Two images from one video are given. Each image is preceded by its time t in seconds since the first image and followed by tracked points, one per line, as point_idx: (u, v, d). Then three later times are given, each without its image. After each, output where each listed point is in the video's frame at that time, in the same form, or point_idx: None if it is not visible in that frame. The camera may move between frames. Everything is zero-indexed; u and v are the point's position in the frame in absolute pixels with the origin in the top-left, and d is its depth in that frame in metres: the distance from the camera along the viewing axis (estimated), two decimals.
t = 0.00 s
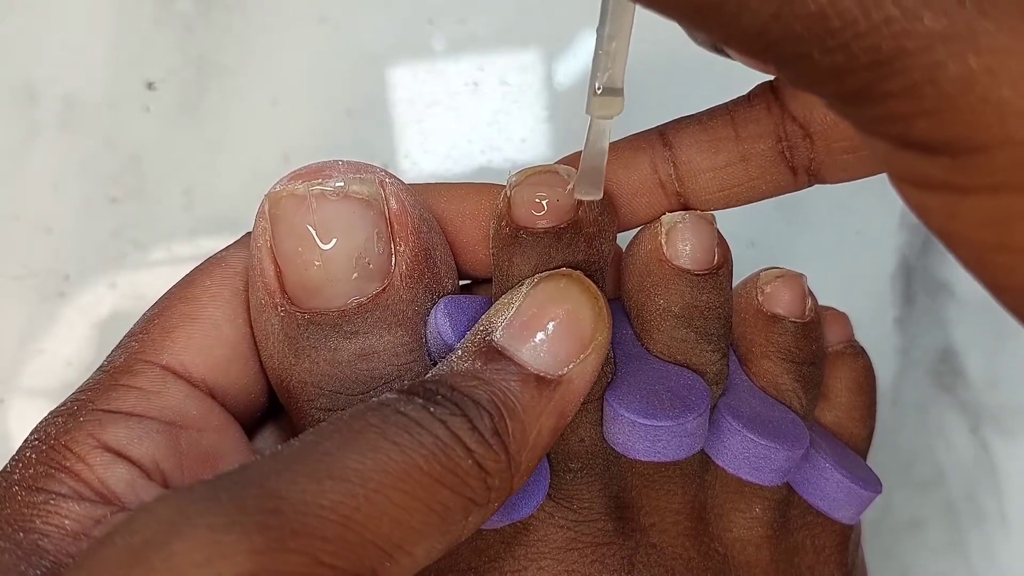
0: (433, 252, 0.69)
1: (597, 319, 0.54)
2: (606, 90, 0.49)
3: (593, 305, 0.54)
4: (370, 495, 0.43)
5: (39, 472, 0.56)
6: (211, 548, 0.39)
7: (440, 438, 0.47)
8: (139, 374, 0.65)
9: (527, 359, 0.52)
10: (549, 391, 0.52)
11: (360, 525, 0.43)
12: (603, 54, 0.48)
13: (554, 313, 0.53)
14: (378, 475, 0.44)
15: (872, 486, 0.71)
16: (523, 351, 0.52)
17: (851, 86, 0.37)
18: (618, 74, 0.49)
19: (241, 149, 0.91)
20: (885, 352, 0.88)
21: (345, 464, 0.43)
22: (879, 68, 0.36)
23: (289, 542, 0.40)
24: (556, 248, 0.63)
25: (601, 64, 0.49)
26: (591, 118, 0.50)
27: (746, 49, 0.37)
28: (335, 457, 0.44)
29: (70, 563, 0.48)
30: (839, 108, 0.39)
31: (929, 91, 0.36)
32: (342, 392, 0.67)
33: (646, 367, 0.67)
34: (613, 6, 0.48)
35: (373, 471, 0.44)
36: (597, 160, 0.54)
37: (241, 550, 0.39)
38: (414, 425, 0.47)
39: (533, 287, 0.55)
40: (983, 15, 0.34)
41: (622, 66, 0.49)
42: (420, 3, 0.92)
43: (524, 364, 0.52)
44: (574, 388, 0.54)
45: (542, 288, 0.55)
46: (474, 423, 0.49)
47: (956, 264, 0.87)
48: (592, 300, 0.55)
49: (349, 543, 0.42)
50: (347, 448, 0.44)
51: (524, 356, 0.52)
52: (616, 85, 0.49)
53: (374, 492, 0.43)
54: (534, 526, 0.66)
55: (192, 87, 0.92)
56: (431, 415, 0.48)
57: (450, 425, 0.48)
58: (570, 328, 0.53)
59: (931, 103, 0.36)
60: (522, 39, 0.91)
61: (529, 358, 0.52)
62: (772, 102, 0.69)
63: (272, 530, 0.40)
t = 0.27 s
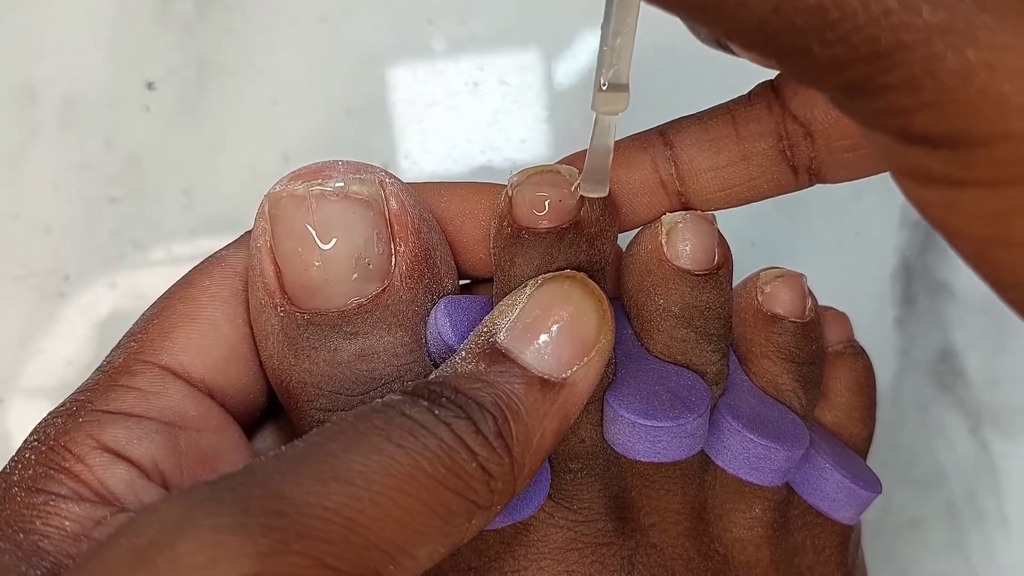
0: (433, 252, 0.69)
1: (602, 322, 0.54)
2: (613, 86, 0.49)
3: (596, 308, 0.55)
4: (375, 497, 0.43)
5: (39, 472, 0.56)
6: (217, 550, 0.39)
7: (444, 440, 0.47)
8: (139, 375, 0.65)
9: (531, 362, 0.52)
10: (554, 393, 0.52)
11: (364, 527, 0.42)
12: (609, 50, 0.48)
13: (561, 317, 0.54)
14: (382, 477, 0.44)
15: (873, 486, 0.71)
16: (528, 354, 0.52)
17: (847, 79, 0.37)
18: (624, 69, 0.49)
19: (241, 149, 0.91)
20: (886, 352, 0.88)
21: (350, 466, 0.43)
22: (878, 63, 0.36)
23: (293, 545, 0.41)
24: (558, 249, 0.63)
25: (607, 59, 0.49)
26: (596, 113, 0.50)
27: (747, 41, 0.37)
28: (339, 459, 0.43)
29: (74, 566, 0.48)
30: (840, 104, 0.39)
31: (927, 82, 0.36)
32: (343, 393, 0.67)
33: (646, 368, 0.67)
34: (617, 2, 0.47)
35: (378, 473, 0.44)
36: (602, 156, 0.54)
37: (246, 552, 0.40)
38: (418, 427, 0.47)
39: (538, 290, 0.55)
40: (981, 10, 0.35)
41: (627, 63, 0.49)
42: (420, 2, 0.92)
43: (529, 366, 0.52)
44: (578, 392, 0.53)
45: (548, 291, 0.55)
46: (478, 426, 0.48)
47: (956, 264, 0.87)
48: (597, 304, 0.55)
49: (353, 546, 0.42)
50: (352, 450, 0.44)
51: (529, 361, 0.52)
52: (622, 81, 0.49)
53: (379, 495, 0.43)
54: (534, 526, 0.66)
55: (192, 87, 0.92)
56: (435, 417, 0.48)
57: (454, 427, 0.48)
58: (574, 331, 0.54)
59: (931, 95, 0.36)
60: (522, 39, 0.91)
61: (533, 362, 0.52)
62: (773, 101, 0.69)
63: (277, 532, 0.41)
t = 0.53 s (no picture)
0: (433, 251, 0.69)
1: (603, 323, 0.54)
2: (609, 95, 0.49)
3: (599, 309, 0.55)
4: (379, 498, 0.43)
5: (38, 471, 0.56)
6: (223, 551, 0.39)
7: (447, 441, 0.47)
8: (138, 373, 0.65)
9: (533, 363, 0.52)
10: (557, 393, 0.52)
11: (368, 528, 0.42)
12: (605, 59, 0.49)
13: (560, 316, 0.54)
14: (385, 477, 0.44)
15: (872, 486, 0.71)
16: (530, 354, 0.52)
17: (844, 82, 0.37)
18: (619, 79, 0.49)
19: (240, 149, 0.91)
20: (885, 352, 0.88)
21: (354, 466, 0.43)
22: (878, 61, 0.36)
23: (298, 546, 0.40)
24: (559, 249, 0.63)
25: (603, 67, 0.49)
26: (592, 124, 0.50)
27: (743, 48, 0.37)
28: (343, 459, 0.43)
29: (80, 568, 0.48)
30: (836, 106, 0.40)
31: (922, 84, 0.36)
32: (342, 393, 0.67)
33: (645, 367, 0.67)
34: (613, 9, 0.48)
35: (382, 474, 0.44)
36: (599, 163, 0.54)
37: (251, 553, 0.39)
38: (421, 427, 0.47)
39: (540, 289, 0.55)
40: (973, 12, 0.35)
41: (623, 72, 0.49)
42: (420, 3, 0.92)
43: (531, 367, 0.52)
44: (579, 392, 0.53)
45: (550, 291, 0.55)
46: (480, 426, 0.48)
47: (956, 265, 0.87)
48: (599, 305, 0.55)
49: (358, 546, 0.42)
50: (355, 450, 0.44)
51: (531, 360, 0.52)
52: (618, 90, 0.49)
53: (382, 495, 0.43)
54: (533, 525, 0.66)
55: (192, 87, 0.92)
56: (438, 417, 0.48)
57: (457, 428, 0.48)
58: (574, 332, 0.54)
59: (922, 98, 0.37)
60: (521, 39, 0.91)
61: (535, 362, 0.52)
62: (773, 103, 0.69)
63: (281, 533, 0.40)
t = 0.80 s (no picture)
0: (431, 252, 0.69)
1: (604, 325, 0.54)
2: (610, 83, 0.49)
3: (599, 310, 0.54)
4: (380, 502, 0.43)
5: (37, 473, 0.56)
6: (222, 553, 0.39)
7: (448, 444, 0.47)
8: (137, 375, 0.65)
9: (535, 364, 0.52)
10: (560, 397, 0.52)
11: (369, 531, 0.43)
12: (606, 47, 0.48)
13: (562, 316, 0.53)
14: (387, 480, 0.44)
15: (871, 486, 0.71)
16: (531, 355, 0.52)
17: (836, 69, 0.38)
18: (620, 66, 0.49)
19: (240, 149, 0.91)
20: (885, 352, 0.88)
21: (355, 469, 0.43)
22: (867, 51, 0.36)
23: (298, 548, 0.41)
24: (559, 250, 0.63)
25: (603, 55, 0.49)
26: (592, 110, 0.50)
27: (737, 37, 0.37)
28: (344, 461, 0.44)
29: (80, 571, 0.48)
30: (829, 99, 0.40)
31: (910, 74, 0.37)
32: (342, 393, 0.67)
33: (645, 367, 0.67)
34: None
35: (381, 476, 0.44)
36: (597, 155, 0.54)
37: (251, 557, 0.40)
38: (423, 430, 0.46)
39: (542, 290, 0.55)
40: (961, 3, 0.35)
41: (623, 60, 0.49)
42: (420, 3, 0.92)
43: (532, 369, 0.52)
44: (580, 395, 0.53)
45: (552, 292, 0.54)
46: (482, 429, 0.48)
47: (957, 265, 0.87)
48: (602, 307, 0.55)
49: (358, 549, 0.42)
50: (356, 452, 0.44)
51: (531, 362, 0.52)
52: (618, 77, 0.49)
53: (384, 500, 0.43)
54: (532, 525, 0.66)
55: (192, 87, 0.92)
56: (439, 420, 0.48)
57: (459, 431, 0.47)
58: (576, 334, 0.53)
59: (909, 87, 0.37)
60: (521, 39, 0.91)
61: (536, 363, 0.52)
62: (772, 101, 0.69)
63: (282, 535, 0.41)
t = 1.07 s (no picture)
0: (432, 253, 0.69)
1: (618, 330, 0.55)
2: (589, 96, 0.49)
3: (615, 317, 0.55)
4: (401, 507, 0.43)
5: (38, 475, 0.56)
6: (253, 559, 0.39)
7: (467, 448, 0.47)
8: (135, 376, 0.65)
9: (550, 367, 0.52)
10: (574, 402, 0.52)
11: (392, 536, 0.42)
12: (586, 61, 0.48)
13: (575, 320, 0.54)
14: (411, 485, 0.43)
15: (872, 486, 0.71)
16: (547, 357, 0.52)
17: (845, 71, 0.38)
18: (598, 82, 0.49)
19: (240, 149, 0.91)
20: (886, 353, 0.88)
21: (377, 471, 0.43)
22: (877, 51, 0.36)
23: (324, 555, 0.40)
24: (567, 250, 0.63)
25: (581, 69, 0.48)
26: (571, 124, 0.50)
27: (737, 36, 0.38)
28: (366, 463, 0.43)
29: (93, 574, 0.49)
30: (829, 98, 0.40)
31: (922, 74, 0.37)
32: (342, 395, 0.67)
33: (645, 366, 0.66)
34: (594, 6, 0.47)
35: (406, 480, 0.43)
36: (580, 163, 0.55)
37: (280, 562, 0.39)
38: (443, 433, 0.46)
39: (557, 293, 0.55)
40: None
41: (603, 74, 0.49)
42: (420, 3, 0.92)
43: (547, 372, 0.52)
44: (594, 399, 0.53)
45: (567, 296, 0.55)
46: (501, 433, 0.48)
47: (957, 265, 0.87)
48: (615, 313, 0.55)
49: (382, 554, 0.42)
50: (379, 454, 0.44)
51: (547, 365, 0.52)
52: (598, 92, 0.49)
53: (405, 504, 0.43)
54: (533, 527, 0.66)
55: (192, 87, 0.92)
56: (459, 423, 0.47)
57: (478, 435, 0.47)
58: (589, 337, 0.53)
59: (920, 88, 0.37)
60: (522, 39, 0.91)
61: (552, 367, 0.52)
62: (770, 105, 0.69)
63: (308, 541, 0.40)
